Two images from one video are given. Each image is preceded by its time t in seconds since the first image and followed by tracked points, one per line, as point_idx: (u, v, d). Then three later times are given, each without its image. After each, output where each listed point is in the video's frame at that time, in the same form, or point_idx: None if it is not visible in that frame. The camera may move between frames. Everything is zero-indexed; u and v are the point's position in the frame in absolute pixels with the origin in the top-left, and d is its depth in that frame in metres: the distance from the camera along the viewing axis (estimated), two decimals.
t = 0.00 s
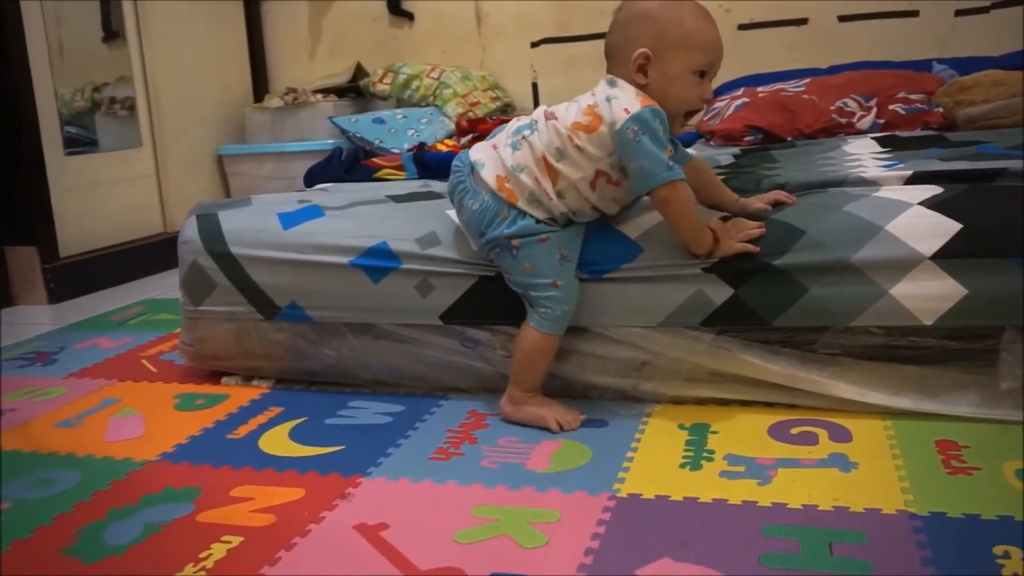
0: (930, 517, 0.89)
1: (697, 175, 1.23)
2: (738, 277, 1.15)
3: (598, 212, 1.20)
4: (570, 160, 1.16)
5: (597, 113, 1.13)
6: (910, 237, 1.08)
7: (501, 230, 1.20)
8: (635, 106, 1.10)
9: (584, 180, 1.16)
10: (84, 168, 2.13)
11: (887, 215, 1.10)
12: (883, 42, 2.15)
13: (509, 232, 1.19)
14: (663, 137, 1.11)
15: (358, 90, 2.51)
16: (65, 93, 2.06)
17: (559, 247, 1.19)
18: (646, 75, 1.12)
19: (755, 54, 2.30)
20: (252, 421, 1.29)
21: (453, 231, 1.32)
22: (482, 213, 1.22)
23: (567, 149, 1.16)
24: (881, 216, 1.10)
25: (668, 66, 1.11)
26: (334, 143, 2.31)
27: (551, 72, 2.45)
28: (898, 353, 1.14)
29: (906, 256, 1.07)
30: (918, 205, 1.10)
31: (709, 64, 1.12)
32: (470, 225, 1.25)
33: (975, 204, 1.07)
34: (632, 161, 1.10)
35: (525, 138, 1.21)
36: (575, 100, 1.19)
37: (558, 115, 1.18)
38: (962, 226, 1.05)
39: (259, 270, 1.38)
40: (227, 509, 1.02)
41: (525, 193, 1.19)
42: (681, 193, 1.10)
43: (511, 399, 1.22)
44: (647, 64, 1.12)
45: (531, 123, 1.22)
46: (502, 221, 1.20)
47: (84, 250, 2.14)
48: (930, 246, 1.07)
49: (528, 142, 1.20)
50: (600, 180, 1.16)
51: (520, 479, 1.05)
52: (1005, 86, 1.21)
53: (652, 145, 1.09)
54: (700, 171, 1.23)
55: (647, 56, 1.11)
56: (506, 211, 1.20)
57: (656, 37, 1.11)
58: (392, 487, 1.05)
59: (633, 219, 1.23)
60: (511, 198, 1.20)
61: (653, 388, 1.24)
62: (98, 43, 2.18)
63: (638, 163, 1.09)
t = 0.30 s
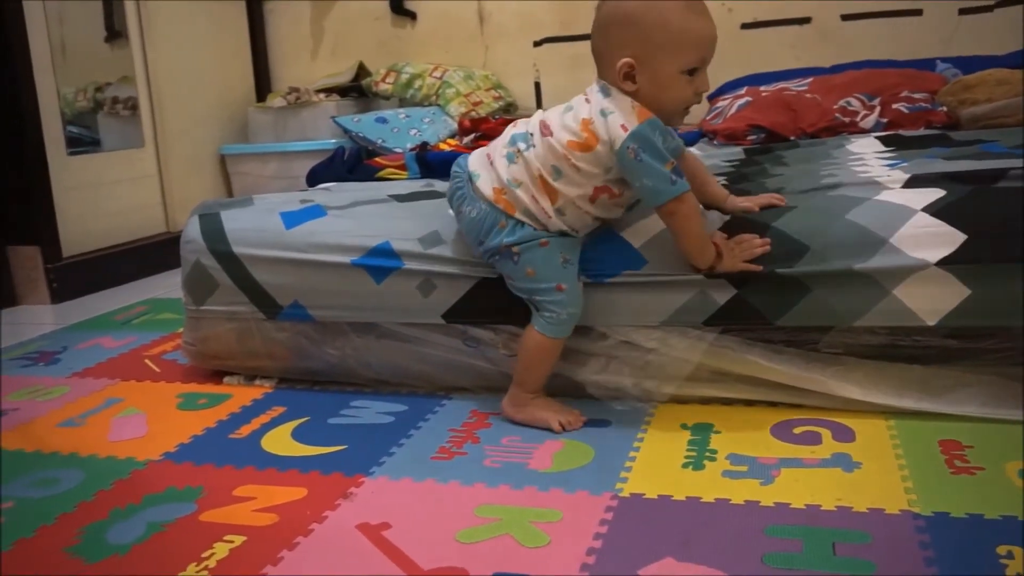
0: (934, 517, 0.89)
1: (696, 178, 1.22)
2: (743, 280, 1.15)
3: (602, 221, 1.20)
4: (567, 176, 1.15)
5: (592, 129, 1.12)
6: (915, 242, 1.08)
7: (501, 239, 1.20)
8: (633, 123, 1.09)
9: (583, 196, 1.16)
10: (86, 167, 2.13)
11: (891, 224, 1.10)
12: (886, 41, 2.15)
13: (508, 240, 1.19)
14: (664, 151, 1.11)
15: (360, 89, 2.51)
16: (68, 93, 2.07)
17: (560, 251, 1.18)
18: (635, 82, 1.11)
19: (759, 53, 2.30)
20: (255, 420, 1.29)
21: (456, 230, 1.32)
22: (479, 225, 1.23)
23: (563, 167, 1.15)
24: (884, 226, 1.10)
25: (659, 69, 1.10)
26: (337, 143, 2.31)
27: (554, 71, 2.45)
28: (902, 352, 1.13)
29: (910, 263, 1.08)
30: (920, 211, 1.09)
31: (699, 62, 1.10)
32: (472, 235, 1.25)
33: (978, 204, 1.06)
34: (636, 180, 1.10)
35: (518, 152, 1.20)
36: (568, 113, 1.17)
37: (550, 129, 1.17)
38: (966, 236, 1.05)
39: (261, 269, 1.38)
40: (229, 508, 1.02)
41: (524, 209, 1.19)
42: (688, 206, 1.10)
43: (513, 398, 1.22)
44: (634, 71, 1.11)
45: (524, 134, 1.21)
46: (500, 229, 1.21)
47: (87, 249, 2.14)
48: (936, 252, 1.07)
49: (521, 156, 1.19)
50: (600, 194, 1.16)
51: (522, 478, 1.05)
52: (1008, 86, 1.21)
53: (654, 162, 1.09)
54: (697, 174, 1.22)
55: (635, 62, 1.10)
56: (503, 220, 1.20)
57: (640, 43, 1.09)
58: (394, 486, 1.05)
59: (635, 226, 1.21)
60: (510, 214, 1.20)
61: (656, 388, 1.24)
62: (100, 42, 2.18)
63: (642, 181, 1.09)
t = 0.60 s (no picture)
0: (935, 516, 0.89)
1: (696, 185, 1.25)
2: (744, 277, 1.15)
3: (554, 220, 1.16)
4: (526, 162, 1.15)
5: (547, 111, 1.12)
6: (913, 238, 1.08)
7: (473, 239, 1.20)
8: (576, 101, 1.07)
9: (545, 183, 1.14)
10: (88, 166, 2.14)
11: (891, 223, 1.10)
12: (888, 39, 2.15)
13: (477, 239, 1.19)
14: (605, 133, 1.06)
15: (362, 88, 2.51)
16: (70, 92, 2.07)
17: (532, 252, 1.16)
18: (601, 71, 1.07)
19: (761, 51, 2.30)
20: (256, 418, 1.29)
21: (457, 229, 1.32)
22: (456, 225, 1.24)
23: (527, 155, 1.14)
24: (884, 224, 1.10)
25: (625, 62, 1.06)
26: (339, 141, 2.31)
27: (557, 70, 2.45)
28: (904, 350, 1.13)
29: (911, 260, 1.07)
30: (922, 211, 1.09)
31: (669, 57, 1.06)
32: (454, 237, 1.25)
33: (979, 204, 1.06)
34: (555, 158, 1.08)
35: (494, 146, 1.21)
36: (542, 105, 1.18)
37: (521, 120, 1.17)
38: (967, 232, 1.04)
39: (262, 267, 1.38)
40: (230, 507, 1.02)
41: (495, 200, 1.19)
42: (595, 186, 1.06)
43: (514, 397, 1.22)
44: (600, 61, 1.07)
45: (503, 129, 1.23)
46: (471, 228, 1.21)
47: (90, 247, 2.15)
48: (936, 247, 1.06)
49: (495, 149, 1.20)
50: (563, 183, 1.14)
51: (523, 477, 1.05)
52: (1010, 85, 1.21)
53: (585, 139, 1.06)
54: (700, 182, 1.26)
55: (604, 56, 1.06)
56: (475, 218, 1.20)
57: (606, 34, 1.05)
58: (396, 484, 1.05)
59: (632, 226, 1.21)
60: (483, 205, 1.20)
61: (657, 386, 1.24)
62: (101, 40, 2.19)
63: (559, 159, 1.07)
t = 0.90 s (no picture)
0: (936, 516, 0.89)
1: (684, 175, 1.28)
2: (746, 277, 1.15)
3: (507, 196, 1.16)
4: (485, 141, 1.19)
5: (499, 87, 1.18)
6: (915, 237, 1.08)
7: (449, 221, 1.21)
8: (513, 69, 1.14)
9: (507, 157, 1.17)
10: (90, 164, 2.14)
11: (893, 223, 1.09)
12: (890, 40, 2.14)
13: (453, 219, 1.20)
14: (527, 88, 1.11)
15: (364, 87, 2.51)
16: (72, 90, 2.07)
17: (505, 238, 1.17)
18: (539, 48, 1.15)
19: (762, 51, 2.30)
20: (257, 417, 1.29)
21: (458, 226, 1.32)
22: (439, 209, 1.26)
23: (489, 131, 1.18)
24: (887, 224, 1.10)
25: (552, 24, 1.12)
26: (340, 140, 2.31)
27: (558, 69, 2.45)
28: (904, 350, 1.15)
29: (913, 262, 1.07)
30: (923, 212, 1.09)
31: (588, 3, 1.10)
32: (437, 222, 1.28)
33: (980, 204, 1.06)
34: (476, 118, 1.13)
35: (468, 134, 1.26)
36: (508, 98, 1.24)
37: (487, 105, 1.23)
38: (968, 237, 1.04)
39: (263, 264, 1.38)
40: (230, 504, 1.02)
41: (467, 181, 1.21)
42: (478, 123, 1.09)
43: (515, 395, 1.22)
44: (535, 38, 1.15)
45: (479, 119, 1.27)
46: (448, 208, 1.22)
47: (91, 245, 2.15)
48: (938, 246, 1.06)
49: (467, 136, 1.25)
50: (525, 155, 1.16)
51: (524, 476, 1.05)
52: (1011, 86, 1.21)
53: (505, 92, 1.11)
54: (689, 171, 1.27)
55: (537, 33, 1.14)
56: (450, 199, 1.23)
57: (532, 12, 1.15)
58: (396, 483, 1.05)
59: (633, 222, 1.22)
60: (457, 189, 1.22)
61: (657, 385, 1.24)
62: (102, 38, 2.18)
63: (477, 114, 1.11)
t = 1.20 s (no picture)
0: (937, 515, 0.89)
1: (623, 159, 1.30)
2: (747, 276, 1.14)
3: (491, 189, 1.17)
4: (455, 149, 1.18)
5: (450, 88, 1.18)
6: (917, 239, 1.07)
7: (445, 238, 1.20)
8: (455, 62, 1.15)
9: (480, 153, 1.17)
10: (91, 163, 2.14)
11: (896, 225, 1.09)
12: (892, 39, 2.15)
13: (448, 236, 1.20)
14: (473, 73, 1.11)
15: (364, 86, 2.51)
16: (73, 89, 2.07)
17: (503, 246, 1.17)
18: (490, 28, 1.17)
19: (763, 50, 2.29)
20: (258, 416, 1.29)
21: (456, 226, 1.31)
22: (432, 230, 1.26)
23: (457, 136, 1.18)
24: (890, 226, 1.09)
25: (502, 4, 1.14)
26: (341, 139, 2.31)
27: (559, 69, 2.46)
28: (906, 349, 1.14)
29: (915, 262, 1.07)
30: (925, 212, 1.09)
31: None
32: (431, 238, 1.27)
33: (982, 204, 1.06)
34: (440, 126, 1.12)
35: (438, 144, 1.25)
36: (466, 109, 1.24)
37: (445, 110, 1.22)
38: (971, 238, 1.04)
39: (264, 263, 1.38)
40: (232, 503, 1.02)
41: (452, 192, 1.20)
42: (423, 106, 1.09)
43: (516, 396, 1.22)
44: (488, 19, 1.17)
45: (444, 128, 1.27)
46: (440, 225, 1.22)
47: (92, 245, 2.15)
48: (940, 248, 1.06)
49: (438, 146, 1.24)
50: (495, 143, 1.16)
51: (526, 475, 1.05)
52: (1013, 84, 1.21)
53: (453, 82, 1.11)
54: (626, 158, 1.30)
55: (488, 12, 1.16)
56: (441, 216, 1.22)
57: None
58: (397, 482, 1.05)
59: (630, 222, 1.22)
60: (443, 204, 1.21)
61: (658, 384, 1.24)
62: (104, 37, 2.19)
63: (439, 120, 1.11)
